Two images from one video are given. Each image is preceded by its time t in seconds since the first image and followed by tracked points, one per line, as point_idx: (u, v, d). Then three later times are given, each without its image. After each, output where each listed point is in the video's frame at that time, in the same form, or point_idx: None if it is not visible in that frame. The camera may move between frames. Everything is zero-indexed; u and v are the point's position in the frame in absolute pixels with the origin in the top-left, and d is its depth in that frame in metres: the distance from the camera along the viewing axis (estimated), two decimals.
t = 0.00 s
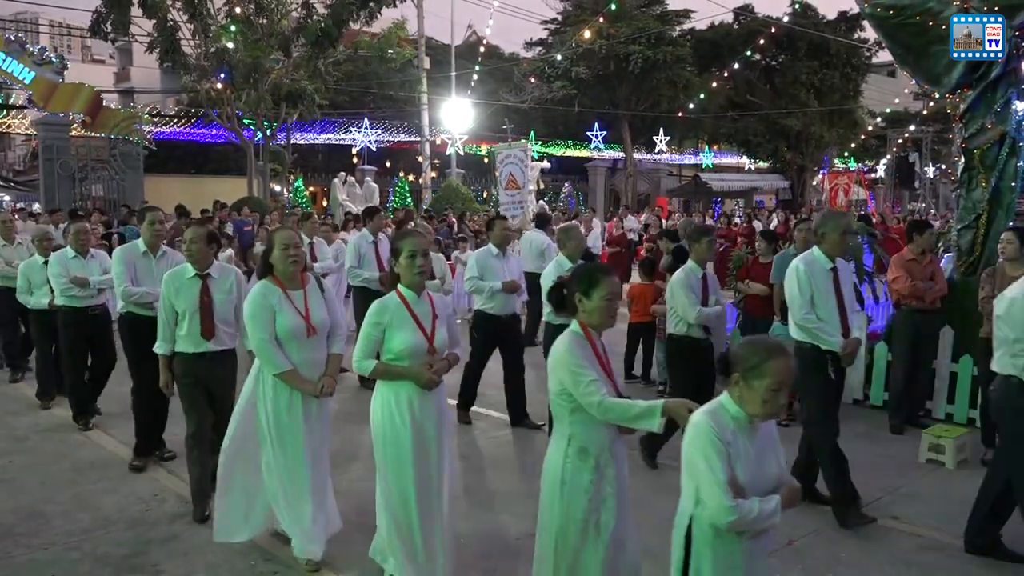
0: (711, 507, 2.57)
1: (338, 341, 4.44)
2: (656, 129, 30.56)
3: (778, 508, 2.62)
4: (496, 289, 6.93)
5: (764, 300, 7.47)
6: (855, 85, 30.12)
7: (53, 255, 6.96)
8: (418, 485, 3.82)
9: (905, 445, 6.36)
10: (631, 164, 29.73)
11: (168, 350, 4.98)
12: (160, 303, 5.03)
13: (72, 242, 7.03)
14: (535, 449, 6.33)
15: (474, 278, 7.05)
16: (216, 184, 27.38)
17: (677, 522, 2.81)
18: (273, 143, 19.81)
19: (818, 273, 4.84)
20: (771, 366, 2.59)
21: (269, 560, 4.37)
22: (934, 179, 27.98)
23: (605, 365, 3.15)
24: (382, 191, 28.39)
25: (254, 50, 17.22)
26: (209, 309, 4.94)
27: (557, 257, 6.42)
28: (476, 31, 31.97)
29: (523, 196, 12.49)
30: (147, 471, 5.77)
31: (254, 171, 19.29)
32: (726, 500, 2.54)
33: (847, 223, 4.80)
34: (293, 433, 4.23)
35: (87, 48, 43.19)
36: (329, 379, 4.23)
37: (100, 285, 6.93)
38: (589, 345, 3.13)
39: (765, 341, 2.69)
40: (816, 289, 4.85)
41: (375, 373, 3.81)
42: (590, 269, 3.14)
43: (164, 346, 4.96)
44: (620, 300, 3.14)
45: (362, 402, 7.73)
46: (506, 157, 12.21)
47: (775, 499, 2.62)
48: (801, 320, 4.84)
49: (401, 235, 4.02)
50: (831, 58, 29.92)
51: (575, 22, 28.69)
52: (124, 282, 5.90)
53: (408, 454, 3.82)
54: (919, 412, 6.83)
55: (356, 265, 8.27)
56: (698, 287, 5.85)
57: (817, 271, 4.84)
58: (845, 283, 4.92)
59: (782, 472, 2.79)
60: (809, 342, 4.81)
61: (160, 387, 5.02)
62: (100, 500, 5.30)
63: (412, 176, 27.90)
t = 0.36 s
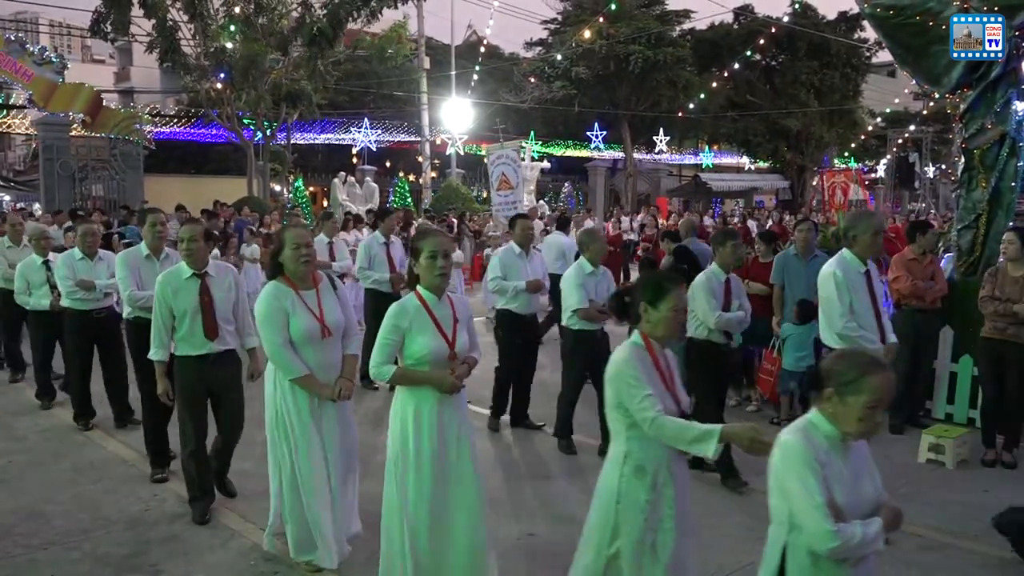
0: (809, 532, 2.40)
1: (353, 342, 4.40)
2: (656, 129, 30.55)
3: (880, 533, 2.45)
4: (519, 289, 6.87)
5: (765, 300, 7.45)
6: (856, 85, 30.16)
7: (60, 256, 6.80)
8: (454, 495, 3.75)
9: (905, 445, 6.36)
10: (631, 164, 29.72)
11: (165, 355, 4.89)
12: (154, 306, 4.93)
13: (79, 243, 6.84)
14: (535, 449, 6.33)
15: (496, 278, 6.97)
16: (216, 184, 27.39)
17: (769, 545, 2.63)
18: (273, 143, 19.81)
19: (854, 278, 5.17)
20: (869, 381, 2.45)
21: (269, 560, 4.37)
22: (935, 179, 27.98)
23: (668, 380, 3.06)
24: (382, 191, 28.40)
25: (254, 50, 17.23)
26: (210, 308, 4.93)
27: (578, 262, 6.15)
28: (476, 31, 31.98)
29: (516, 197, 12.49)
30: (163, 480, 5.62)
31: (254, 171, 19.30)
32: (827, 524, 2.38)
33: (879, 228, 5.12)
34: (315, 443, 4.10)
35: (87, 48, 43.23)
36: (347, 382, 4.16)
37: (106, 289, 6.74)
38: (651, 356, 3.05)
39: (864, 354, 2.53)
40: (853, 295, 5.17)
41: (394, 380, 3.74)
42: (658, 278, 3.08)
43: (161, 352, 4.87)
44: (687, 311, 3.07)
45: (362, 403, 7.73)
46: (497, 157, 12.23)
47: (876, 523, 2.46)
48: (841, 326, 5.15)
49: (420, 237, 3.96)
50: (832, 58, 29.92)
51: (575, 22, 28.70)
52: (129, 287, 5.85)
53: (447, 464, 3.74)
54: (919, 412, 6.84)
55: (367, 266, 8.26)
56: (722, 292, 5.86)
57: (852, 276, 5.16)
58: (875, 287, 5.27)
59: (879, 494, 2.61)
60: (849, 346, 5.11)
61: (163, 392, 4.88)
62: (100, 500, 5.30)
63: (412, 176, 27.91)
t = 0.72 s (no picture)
0: (904, 558, 2.22)
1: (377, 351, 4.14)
2: (656, 129, 30.54)
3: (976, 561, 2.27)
4: (535, 295, 6.85)
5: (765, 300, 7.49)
6: (855, 85, 30.20)
7: (80, 255, 6.56)
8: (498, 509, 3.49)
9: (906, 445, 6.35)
10: (631, 164, 29.73)
11: (177, 358, 4.70)
12: (161, 308, 4.77)
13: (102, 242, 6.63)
14: (535, 449, 6.32)
15: (511, 284, 6.98)
16: (216, 184, 27.39)
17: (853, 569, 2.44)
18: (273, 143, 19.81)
19: (884, 280, 4.47)
20: (980, 401, 2.19)
21: (269, 561, 4.36)
22: (935, 179, 27.98)
23: (733, 385, 2.84)
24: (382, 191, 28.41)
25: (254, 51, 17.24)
26: (218, 313, 4.78)
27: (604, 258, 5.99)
28: (476, 31, 32.01)
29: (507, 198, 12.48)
30: (162, 480, 5.62)
31: (255, 171, 19.31)
32: (924, 552, 2.19)
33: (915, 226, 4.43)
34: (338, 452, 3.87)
35: (88, 49, 43.27)
36: (370, 391, 3.93)
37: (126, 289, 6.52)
38: (716, 360, 2.84)
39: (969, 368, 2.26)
40: (881, 299, 4.48)
41: (436, 390, 3.52)
42: (729, 276, 2.87)
43: (173, 356, 4.67)
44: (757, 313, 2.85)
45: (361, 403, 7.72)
46: (489, 158, 12.24)
47: (972, 549, 2.27)
48: (868, 334, 4.46)
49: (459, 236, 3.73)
50: (831, 59, 29.97)
51: (575, 22, 28.72)
52: (130, 288, 5.65)
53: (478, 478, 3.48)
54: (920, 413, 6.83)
55: (380, 266, 8.22)
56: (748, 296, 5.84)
57: (883, 280, 4.46)
58: (903, 290, 4.59)
59: (975, 518, 2.39)
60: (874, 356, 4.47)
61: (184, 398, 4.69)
62: (100, 500, 5.29)
63: (412, 176, 27.91)
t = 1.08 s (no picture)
0: None
1: (411, 352, 4.04)
2: (656, 129, 30.51)
3: None
4: (546, 294, 6.97)
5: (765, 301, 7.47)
6: (855, 85, 30.19)
7: (91, 256, 6.49)
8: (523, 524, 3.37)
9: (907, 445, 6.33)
10: (631, 164, 29.73)
11: (193, 361, 4.66)
12: (185, 310, 4.74)
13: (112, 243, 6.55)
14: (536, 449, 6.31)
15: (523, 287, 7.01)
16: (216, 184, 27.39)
17: None
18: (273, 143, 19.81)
19: (922, 285, 4.34)
20: None
21: (269, 560, 4.36)
22: (935, 179, 27.96)
23: (780, 400, 2.69)
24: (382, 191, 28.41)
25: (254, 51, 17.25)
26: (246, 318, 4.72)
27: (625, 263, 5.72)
28: (476, 31, 32.03)
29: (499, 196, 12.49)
30: (162, 480, 5.61)
31: (255, 171, 19.30)
32: None
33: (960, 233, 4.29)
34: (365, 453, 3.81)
35: (87, 49, 43.32)
36: (401, 393, 3.84)
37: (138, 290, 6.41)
38: (763, 372, 2.68)
39: None
40: (918, 303, 4.34)
41: (468, 389, 3.49)
42: (776, 282, 2.71)
43: (188, 358, 4.64)
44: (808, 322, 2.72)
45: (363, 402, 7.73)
46: (483, 156, 12.29)
47: None
48: (903, 337, 4.32)
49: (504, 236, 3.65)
50: (831, 58, 30.02)
51: (575, 23, 28.74)
52: (142, 292, 5.57)
53: (505, 496, 3.40)
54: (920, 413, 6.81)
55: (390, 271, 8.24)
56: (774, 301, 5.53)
57: (921, 284, 4.33)
58: (944, 295, 4.44)
59: None
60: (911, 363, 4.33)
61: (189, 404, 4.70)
62: (100, 500, 5.29)
63: (412, 177, 27.91)
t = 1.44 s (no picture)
0: None
1: (432, 360, 3.79)
2: (656, 129, 30.49)
3: None
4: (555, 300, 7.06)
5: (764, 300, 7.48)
6: (855, 85, 30.18)
7: (92, 260, 6.40)
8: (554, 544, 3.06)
9: (906, 445, 6.33)
10: (631, 164, 29.74)
11: (216, 365, 4.46)
12: (206, 311, 4.51)
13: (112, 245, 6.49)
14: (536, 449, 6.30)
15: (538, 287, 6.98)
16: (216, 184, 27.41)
17: None
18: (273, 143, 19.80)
19: (970, 280, 4.24)
20: None
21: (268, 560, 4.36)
22: (935, 179, 27.94)
23: (855, 423, 2.39)
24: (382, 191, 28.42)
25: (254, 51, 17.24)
26: (269, 323, 4.51)
27: (648, 263, 5.58)
28: (477, 31, 32.03)
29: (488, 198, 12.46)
30: (162, 480, 5.59)
31: (254, 171, 19.29)
32: None
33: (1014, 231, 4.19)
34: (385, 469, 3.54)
35: (88, 49, 43.41)
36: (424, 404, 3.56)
37: (141, 293, 6.30)
38: (835, 396, 2.38)
39: None
40: (968, 300, 4.25)
41: (505, 410, 3.12)
42: (853, 297, 2.42)
43: (211, 363, 4.44)
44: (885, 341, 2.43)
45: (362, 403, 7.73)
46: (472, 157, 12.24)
47: None
48: (950, 333, 4.24)
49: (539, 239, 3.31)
50: (832, 58, 30.01)
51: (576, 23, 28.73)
52: (166, 292, 5.37)
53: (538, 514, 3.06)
54: (920, 413, 6.79)
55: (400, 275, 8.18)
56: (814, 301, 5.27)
57: (969, 279, 4.24)
58: (998, 293, 4.34)
59: None
60: (960, 359, 4.22)
61: (214, 407, 4.43)
62: (100, 500, 5.29)
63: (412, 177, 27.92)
